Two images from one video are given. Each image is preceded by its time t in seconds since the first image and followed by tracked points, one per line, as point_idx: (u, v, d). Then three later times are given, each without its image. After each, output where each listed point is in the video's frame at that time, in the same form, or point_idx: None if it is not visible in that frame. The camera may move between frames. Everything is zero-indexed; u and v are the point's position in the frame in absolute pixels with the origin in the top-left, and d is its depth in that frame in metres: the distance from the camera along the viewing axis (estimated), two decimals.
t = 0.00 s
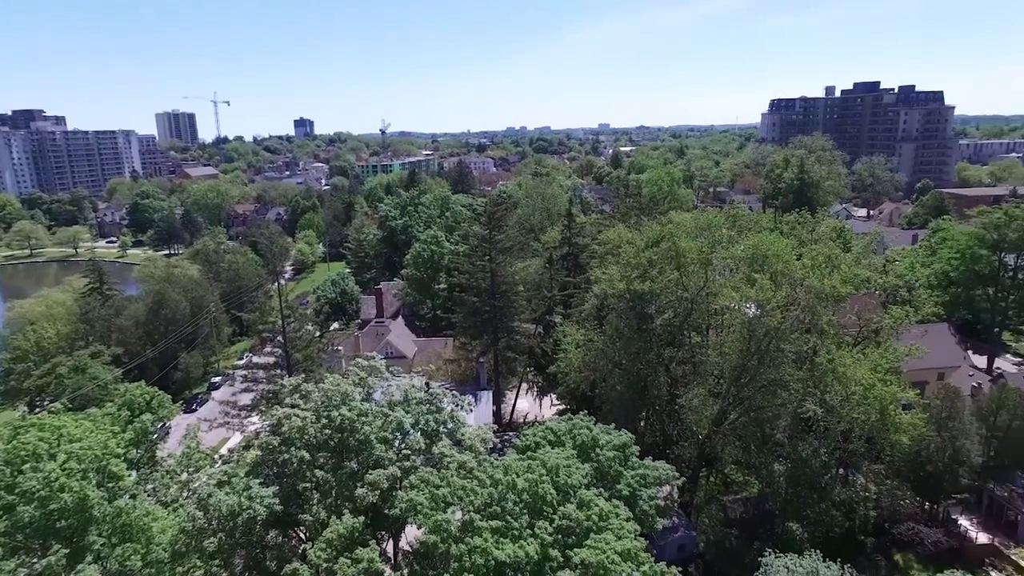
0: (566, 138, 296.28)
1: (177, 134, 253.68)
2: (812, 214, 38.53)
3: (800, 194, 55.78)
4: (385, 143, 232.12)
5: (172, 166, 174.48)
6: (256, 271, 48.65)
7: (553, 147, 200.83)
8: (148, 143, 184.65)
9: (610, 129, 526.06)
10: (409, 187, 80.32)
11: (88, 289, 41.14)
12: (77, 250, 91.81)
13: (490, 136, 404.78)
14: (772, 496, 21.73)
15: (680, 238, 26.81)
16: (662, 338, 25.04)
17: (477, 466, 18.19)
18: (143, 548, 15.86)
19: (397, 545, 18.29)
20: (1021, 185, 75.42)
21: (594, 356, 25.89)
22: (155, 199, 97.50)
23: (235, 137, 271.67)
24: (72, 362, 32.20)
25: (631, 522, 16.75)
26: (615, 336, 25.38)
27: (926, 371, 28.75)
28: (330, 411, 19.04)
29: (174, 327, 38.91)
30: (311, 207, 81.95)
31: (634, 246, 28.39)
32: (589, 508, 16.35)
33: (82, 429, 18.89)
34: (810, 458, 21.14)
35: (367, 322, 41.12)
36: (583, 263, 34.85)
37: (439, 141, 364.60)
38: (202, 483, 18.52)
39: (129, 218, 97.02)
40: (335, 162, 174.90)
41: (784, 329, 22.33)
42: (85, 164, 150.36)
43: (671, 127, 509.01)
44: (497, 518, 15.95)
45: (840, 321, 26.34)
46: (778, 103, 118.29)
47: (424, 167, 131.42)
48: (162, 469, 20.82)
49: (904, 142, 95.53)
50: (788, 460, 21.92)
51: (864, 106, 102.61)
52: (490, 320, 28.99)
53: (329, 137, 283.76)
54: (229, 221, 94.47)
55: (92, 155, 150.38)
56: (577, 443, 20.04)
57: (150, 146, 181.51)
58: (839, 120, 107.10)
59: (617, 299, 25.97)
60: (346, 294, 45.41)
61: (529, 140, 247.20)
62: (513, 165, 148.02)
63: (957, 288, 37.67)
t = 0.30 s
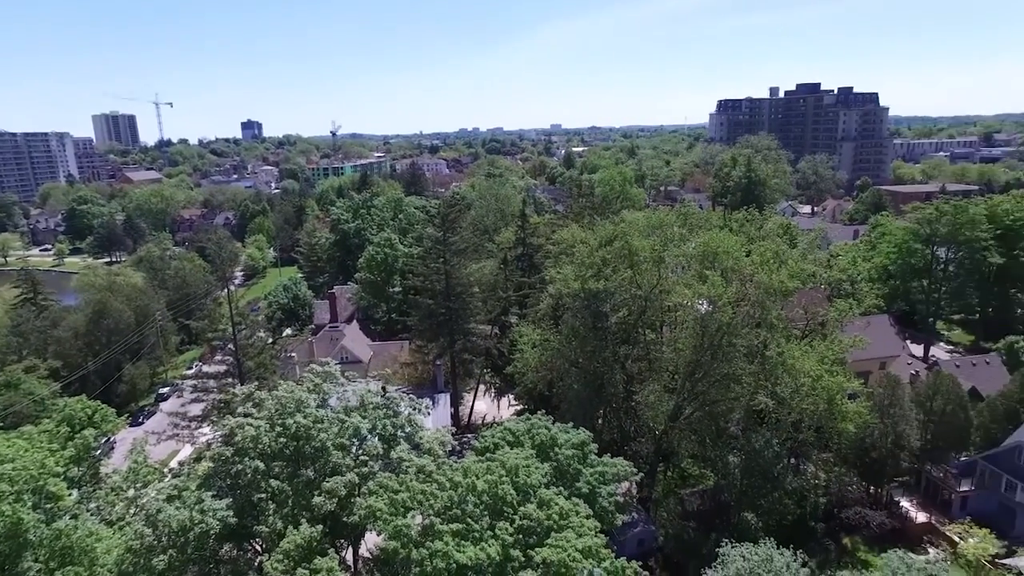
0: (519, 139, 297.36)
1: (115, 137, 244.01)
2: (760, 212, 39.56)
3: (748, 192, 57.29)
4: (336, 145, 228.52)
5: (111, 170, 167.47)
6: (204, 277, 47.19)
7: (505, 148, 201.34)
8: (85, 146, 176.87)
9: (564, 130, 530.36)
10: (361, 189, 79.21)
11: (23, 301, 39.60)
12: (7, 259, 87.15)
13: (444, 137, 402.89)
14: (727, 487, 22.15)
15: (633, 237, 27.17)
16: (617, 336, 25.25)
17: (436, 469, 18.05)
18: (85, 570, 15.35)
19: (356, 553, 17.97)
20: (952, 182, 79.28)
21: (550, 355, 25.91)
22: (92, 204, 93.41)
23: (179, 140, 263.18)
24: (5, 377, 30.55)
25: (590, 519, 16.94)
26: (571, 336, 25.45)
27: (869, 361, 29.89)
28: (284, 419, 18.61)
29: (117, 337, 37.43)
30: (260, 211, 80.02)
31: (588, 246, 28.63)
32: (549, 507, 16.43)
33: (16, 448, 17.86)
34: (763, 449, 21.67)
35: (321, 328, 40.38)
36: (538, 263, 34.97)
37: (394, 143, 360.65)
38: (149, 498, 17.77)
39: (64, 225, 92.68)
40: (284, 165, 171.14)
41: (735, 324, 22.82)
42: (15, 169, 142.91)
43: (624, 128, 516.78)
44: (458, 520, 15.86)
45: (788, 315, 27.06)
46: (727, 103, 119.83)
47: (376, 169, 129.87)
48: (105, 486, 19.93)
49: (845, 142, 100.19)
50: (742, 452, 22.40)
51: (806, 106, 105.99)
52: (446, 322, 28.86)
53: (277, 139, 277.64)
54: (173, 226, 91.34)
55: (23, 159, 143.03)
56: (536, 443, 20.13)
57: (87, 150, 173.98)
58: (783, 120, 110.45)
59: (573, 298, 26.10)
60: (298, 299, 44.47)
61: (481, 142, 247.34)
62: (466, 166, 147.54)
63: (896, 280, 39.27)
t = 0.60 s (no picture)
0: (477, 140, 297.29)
1: (57, 140, 234.88)
2: (714, 210, 40.38)
3: (703, 191, 58.46)
4: (292, 148, 224.69)
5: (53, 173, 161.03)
6: (154, 284, 45.80)
7: (463, 149, 201.25)
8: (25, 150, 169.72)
9: (524, 131, 532.42)
10: (318, 192, 78.07)
11: None
12: None
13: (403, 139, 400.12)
14: (690, 482, 22.44)
15: (591, 237, 27.35)
16: (578, 336, 25.33)
17: (400, 473, 17.81)
18: None
19: (320, 561, 17.64)
20: (895, 180, 82.49)
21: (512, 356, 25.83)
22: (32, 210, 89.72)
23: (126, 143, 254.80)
24: None
25: (556, 518, 16.99)
26: (531, 336, 25.42)
27: (822, 354, 30.78)
28: (242, 427, 18.15)
29: (61, 348, 36.05)
30: (213, 216, 78.16)
31: (547, 246, 28.70)
32: (514, 508, 16.42)
33: None
34: (723, 443, 22.03)
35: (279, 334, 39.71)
36: (497, 264, 34.96)
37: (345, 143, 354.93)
38: (99, 514, 17.11)
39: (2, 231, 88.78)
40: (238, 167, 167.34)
41: (694, 321, 23.14)
42: None
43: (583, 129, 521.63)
44: (423, 525, 15.65)
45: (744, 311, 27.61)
46: (680, 103, 121.91)
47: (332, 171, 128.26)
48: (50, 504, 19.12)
49: (795, 142, 103.74)
50: (703, 446, 22.73)
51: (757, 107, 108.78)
52: (406, 324, 28.65)
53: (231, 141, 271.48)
54: (120, 232, 88.45)
55: None
56: (499, 444, 20.12)
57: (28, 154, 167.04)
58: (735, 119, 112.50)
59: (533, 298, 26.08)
60: (255, 304, 43.53)
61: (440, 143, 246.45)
62: (424, 168, 146.78)
63: (845, 275, 40.59)
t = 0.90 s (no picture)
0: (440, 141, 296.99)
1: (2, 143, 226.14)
2: (675, 209, 40.96)
3: (664, 190, 59.30)
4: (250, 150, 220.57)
5: None
6: (108, 292, 44.43)
7: (425, 150, 200.25)
8: None
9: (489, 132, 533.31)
10: (278, 195, 76.83)
11: None
12: None
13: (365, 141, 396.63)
14: (656, 478, 22.70)
15: (555, 237, 27.35)
16: (543, 336, 25.37)
17: (367, 478, 17.57)
18: None
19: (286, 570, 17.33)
20: (847, 178, 85.03)
21: (478, 358, 25.72)
22: None
23: (76, 146, 246.64)
24: None
25: (524, 519, 17.00)
26: (497, 337, 25.34)
27: (782, 349, 31.46)
28: (203, 436, 17.65)
29: (7, 360, 34.70)
30: (169, 220, 76.25)
31: (511, 247, 28.65)
32: (483, 510, 16.36)
33: None
34: (689, 438, 22.30)
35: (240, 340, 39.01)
36: (461, 266, 34.82)
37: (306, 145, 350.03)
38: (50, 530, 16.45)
39: None
40: (195, 170, 163.40)
41: (658, 319, 23.41)
42: None
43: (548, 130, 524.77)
44: (392, 529, 15.45)
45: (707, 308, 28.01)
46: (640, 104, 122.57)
47: (292, 174, 126.32)
48: None
49: (753, 142, 106.33)
50: (669, 443, 23.01)
51: (715, 108, 110.52)
52: (370, 328, 28.35)
53: (187, 144, 265.19)
54: (70, 238, 85.59)
55: None
56: (467, 445, 20.03)
57: None
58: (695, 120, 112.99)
59: (498, 299, 26.00)
60: (214, 310, 42.57)
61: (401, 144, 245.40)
62: (386, 170, 145.63)
63: (803, 271, 41.63)
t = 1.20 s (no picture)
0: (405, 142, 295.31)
1: None
2: (638, 209, 41.44)
3: (628, 190, 59.97)
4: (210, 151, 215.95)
5: None
6: (60, 300, 42.99)
7: (390, 151, 198.75)
8: None
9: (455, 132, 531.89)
10: (238, 198, 75.38)
11: None
12: None
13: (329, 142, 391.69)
14: (624, 475, 22.87)
15: (520, 238, 27.34)
16: (510, 336, 25.40)
17: (334, 484, 17.29)
18: None
19: None
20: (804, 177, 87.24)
21: (444, 360, 25.59)
22: None
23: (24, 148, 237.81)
24: None
25: (495, 520, 16.98)
26: (463, 338, 25.29)
27: (745, 345, 32.06)
28: (163, 447, 17.12)
29: None
30: (123, 225, 74.14)
31: (476, 248, 28.55)
32: (453, 512, 16.27)
33: None
34: (655, 435, 22.63)
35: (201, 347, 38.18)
36: (427, 268, 34.65)
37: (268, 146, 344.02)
38: None
39: None
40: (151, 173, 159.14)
41: (623, 317, 23.72)
42: None
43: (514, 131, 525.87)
44: (361, 535, 15.22)
45: (671, 306, 28.37)
46: (601, 104, 121.98)
47: (252, 176, 124.03)
48: None
49: (713, 142, 108.41)
50: (636, 440, 23.28)
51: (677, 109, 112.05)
52: (335, 332, 28.00)
53: (142, 145, 258.06)
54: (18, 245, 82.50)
55: None
56: (435, 448, 19.85)
57: None
58: (656, 120, 114.75)
59: (464, 301, 25.92)
60: (173, 317, 41.54)
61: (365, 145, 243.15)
62: (349, 171, 144.08)
63: (764, 268, 42.49)
